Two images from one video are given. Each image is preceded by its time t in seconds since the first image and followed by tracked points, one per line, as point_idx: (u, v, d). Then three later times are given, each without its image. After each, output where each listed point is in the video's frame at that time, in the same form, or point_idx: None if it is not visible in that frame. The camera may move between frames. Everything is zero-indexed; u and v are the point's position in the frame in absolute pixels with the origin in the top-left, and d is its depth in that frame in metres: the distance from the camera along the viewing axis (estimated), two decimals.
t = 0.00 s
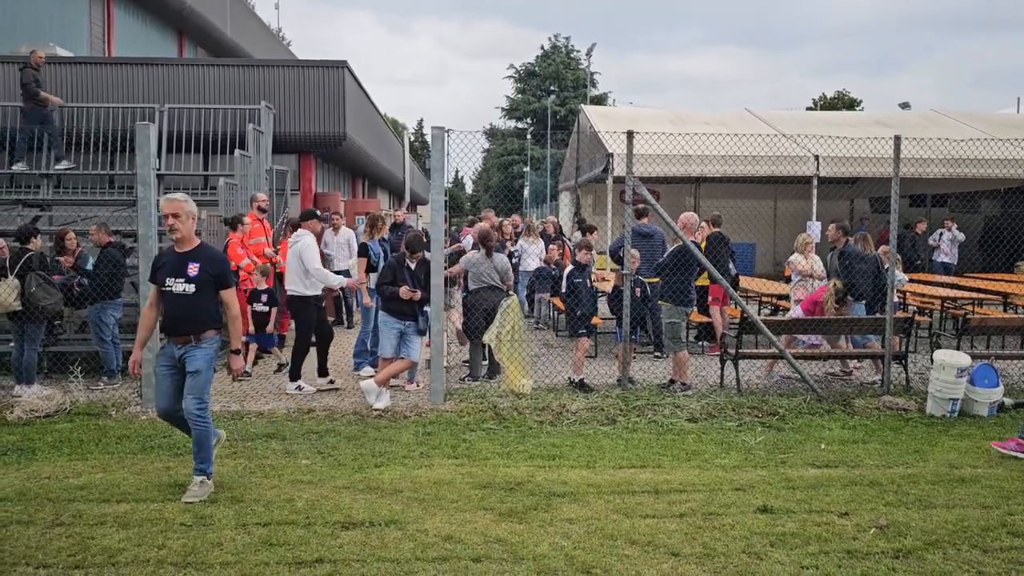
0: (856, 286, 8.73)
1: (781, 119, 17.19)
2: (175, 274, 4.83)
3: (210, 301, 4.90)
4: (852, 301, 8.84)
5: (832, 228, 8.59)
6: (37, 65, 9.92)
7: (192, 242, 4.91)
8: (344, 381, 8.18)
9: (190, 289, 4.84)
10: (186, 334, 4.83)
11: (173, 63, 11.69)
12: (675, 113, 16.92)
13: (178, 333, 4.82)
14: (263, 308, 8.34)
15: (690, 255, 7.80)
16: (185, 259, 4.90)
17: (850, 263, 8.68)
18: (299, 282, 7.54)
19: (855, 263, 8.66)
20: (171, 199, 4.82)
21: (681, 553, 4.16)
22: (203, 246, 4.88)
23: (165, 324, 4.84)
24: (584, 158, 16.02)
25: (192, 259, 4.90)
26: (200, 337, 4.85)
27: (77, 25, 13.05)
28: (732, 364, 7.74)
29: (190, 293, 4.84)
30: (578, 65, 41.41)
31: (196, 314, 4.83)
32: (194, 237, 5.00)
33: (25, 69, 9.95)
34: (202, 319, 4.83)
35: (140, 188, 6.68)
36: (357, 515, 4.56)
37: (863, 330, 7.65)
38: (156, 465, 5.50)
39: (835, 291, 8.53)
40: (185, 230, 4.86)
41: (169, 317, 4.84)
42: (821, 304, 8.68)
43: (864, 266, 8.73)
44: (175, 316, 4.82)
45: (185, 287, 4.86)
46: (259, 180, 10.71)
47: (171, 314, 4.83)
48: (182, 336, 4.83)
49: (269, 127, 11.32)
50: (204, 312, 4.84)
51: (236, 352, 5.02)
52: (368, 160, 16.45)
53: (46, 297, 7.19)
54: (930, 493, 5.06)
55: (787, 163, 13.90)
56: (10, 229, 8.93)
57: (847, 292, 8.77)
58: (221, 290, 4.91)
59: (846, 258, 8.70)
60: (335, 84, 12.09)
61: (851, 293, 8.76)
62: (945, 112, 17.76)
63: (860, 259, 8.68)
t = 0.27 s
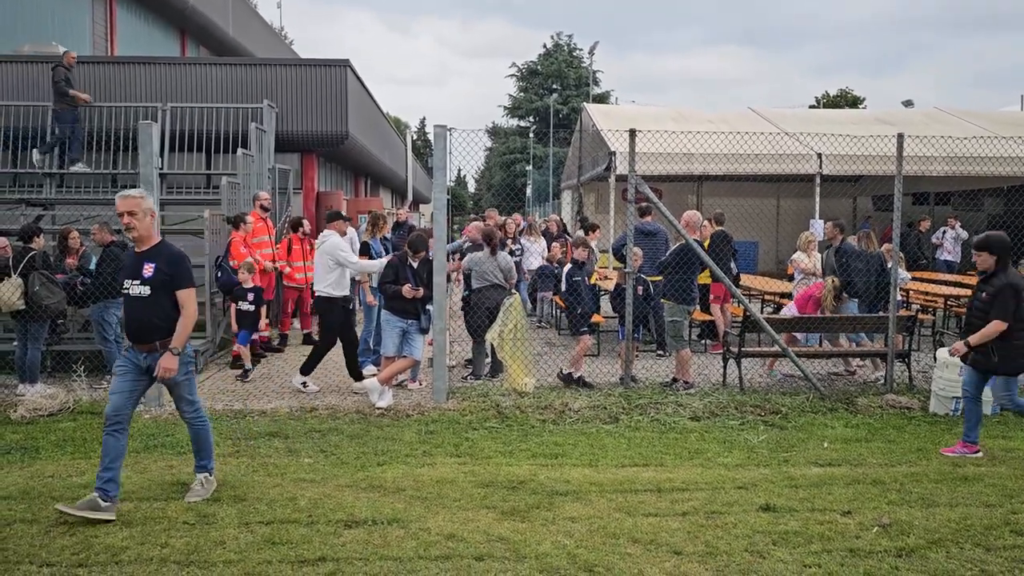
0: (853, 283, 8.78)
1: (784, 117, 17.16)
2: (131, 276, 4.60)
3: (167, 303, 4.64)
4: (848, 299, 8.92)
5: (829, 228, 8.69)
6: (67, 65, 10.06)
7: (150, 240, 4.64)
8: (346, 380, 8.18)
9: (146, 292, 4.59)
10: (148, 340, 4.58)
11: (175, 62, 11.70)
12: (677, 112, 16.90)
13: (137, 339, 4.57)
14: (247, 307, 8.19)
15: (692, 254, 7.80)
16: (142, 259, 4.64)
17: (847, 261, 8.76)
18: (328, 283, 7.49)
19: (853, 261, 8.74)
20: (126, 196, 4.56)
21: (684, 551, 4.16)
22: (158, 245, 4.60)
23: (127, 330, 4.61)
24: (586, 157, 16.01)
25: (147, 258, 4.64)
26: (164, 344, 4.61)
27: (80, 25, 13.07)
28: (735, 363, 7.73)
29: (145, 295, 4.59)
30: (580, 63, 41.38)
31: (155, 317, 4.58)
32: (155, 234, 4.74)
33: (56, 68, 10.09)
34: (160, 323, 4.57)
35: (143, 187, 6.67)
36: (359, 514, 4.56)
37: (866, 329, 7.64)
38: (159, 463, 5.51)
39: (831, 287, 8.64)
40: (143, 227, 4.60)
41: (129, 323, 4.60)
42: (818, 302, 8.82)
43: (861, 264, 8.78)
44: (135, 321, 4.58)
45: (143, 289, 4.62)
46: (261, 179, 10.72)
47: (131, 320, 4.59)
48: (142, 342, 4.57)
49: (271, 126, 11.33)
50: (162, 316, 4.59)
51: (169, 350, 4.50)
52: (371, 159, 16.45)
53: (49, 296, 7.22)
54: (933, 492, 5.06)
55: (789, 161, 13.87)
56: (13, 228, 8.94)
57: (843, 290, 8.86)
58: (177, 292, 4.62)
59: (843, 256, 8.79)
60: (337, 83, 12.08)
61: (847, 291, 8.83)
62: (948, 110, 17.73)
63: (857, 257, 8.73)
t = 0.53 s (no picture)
0: (848, 281, 8.75)
1: (785, 116, 17.15)
2: (67, 274, 4.20)
3: (109, 301, 4.26)
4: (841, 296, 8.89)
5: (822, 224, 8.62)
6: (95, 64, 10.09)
7: (87, 236, 4.24)
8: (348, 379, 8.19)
9: (83, 290, 4.21)
10: (87, 344, 4.23)
11: (176, 61, 11.70)
12: (679, 110, 16.90)
13: (76, 342, 4.22)
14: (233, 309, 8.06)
15: (693, 253, 7.81)
16: (80, 255, 4.25)
17: (841, 259, 8.71)
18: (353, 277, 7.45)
19: (846, 259, 8.69)
20: (60, 187, 4.15)
21: (685, 550, 4.17)
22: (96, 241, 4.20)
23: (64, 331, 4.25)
24: (587, 156, 16.00)
25: (86, 253, 4.24)
26: (104, 348, 4.25)
27: (81, 24, 13.08)
28: (736, 361, 7.73)
29: (83, 294, 4.21)
30: (581, 62, 41.36)
31: (94, 319, 4.22)
32: (93, 227, 4.33)
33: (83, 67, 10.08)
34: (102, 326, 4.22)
35: (144, 186, 6.67)
36: (361, 512, 4.57)
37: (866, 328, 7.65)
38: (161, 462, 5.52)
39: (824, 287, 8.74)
40: (80, 222, 4.21)
41: (67, 324, 4.24)
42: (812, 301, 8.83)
43: (853, 261, 8.72)
44: (74, 323, 4.22)
45: (81, 288, 4.24)
46: (262, 178, 10.72)
47: (69, 322, 4.23)
48: (81, 346, 4.23)
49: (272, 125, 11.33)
50: (102, 317, 4.24)
51: (118, 360, 4.18)
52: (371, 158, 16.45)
53: (52, 295, 7.17)
54: (933, 491, 5.06)
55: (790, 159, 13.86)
56: (14, 227, 8.96)
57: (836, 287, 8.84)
58: (117, 289, 4.24)
59: (837, 253, 8.71)
60: (338, 81, 12.07)
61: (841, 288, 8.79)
62: (949, 108, 17.73)
63: (852, 254, 8.67)
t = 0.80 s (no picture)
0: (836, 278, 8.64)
1: (784, 116, 17.16)
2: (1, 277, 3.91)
3: (50, 305, 4.00)
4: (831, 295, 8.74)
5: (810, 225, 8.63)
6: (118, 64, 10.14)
7: (27, 235, 4.01)
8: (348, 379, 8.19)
9: (20, 295, 3.92)
10: (22, 352, 3.98)
11: (176, 60, 11.70)
12: (678, 110, 16.90)
13: (11, 350, 3.98)
14: (219, 309, 7.94)
15: (692, 252, 7.82)
16: (15, 255, 3.95)
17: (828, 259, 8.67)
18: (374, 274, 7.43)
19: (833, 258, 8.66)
20: None
21: (684, 549, 4.17)
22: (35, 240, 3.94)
23: None
24: (587, 156, 16.00)
25: (21, 254, 3.95)
26: (36, 355, 4.00)
27: (80, 23, 13.08)
28: (735, 360, 7.73)
29: (20, 299, 3.93)
30: (581, 61, 41.36)
31: (30, 325, 3.95)
32: (29, 226, 4.07)
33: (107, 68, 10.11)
34: (41, 335, 3.97)
35: (143, 185, 6.67)
36: (360, 511, 4.58)
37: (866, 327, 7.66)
38: (160, 461, 5.53)
39: (814, 287, 8.52)
40: (14, 219, 3.95)
41: None
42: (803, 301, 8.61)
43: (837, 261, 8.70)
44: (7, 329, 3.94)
45: (14, 293, 3.95)
46: (261, 178, 10.71)
47: None
48: (17, 355, 3.99)
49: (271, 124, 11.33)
50: (42, 324, 3.96)
51: (83, 370, 4.07)
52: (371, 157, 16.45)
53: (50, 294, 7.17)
54: (932, 490, 5.07)
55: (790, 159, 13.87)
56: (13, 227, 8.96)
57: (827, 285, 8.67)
58: (62, 294, 3.99)
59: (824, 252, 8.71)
60: (337, 81, 12.07)
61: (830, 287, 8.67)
62: (948, 108, 17.75)
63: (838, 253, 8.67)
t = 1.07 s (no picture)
0: (829, 281, 8.47)
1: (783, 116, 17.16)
2: None
3: None
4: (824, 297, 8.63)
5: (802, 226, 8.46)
6: (140, 64, 10.18)
7: None
8: (347, 379, 8.19)
9: None
10: None
11: (176, 61, 11.69)
12: (677, 110, 16.90)
13: None
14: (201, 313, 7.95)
15: (691, 253, 7.81)
16: None
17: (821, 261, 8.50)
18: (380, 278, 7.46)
19: (826, 260, 8.49)
20: None
21: (683, 549, 4.18)
22: None
23: None
24: (586, 155, 16.00)
25: None
26: None
27: (79, 24, 13.08)
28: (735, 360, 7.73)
29: None
30: (580, 61, 41.36)
31: None
32: None
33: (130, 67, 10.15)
34: None
35: (142, 186, 6.67)
36: (360, 511, 4.58)
37: (865, 327, 7.67)
38: (159, 461, 5.52)
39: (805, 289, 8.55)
40: None
41: None
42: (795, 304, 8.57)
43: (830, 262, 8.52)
44: None
45: None
46: (261, 178, 10.71)
47: None
48: None
49: (271, 124, 11.33)
50: None
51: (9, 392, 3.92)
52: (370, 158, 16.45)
53: (48, 292, 7.20)
54: (931, 490, 5.07)
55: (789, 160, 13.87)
56: (12, 227, 8.95)
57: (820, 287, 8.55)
58: None
59: (817, 254, 8.53)
60: (336, 81, 12.07)
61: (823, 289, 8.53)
62: (947, 108, 17.76)
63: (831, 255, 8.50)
